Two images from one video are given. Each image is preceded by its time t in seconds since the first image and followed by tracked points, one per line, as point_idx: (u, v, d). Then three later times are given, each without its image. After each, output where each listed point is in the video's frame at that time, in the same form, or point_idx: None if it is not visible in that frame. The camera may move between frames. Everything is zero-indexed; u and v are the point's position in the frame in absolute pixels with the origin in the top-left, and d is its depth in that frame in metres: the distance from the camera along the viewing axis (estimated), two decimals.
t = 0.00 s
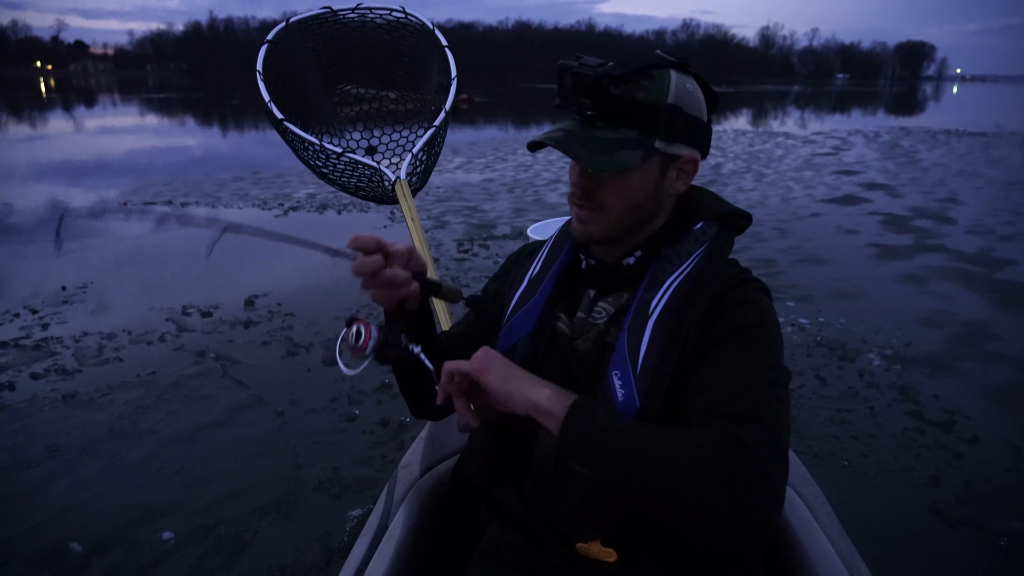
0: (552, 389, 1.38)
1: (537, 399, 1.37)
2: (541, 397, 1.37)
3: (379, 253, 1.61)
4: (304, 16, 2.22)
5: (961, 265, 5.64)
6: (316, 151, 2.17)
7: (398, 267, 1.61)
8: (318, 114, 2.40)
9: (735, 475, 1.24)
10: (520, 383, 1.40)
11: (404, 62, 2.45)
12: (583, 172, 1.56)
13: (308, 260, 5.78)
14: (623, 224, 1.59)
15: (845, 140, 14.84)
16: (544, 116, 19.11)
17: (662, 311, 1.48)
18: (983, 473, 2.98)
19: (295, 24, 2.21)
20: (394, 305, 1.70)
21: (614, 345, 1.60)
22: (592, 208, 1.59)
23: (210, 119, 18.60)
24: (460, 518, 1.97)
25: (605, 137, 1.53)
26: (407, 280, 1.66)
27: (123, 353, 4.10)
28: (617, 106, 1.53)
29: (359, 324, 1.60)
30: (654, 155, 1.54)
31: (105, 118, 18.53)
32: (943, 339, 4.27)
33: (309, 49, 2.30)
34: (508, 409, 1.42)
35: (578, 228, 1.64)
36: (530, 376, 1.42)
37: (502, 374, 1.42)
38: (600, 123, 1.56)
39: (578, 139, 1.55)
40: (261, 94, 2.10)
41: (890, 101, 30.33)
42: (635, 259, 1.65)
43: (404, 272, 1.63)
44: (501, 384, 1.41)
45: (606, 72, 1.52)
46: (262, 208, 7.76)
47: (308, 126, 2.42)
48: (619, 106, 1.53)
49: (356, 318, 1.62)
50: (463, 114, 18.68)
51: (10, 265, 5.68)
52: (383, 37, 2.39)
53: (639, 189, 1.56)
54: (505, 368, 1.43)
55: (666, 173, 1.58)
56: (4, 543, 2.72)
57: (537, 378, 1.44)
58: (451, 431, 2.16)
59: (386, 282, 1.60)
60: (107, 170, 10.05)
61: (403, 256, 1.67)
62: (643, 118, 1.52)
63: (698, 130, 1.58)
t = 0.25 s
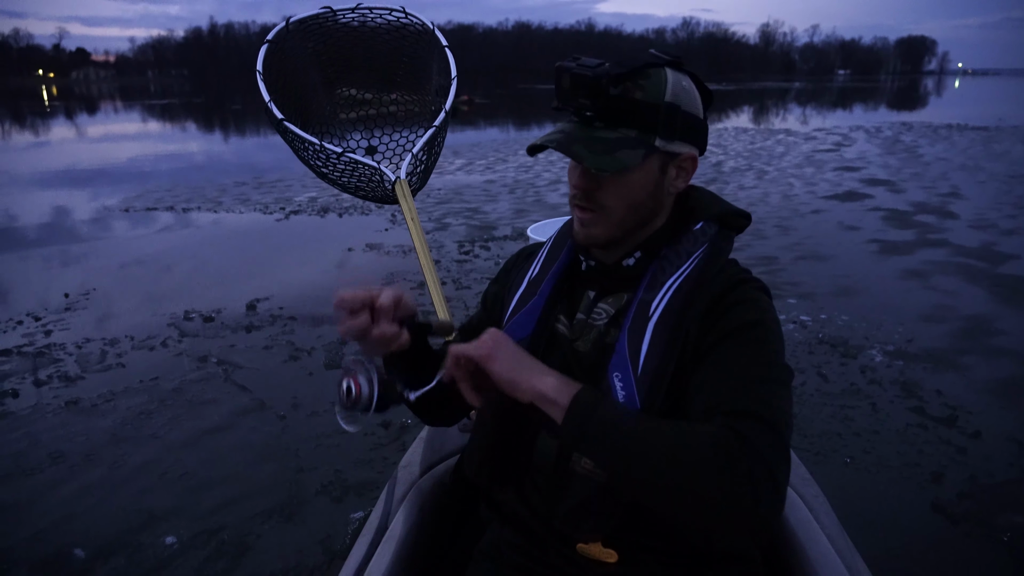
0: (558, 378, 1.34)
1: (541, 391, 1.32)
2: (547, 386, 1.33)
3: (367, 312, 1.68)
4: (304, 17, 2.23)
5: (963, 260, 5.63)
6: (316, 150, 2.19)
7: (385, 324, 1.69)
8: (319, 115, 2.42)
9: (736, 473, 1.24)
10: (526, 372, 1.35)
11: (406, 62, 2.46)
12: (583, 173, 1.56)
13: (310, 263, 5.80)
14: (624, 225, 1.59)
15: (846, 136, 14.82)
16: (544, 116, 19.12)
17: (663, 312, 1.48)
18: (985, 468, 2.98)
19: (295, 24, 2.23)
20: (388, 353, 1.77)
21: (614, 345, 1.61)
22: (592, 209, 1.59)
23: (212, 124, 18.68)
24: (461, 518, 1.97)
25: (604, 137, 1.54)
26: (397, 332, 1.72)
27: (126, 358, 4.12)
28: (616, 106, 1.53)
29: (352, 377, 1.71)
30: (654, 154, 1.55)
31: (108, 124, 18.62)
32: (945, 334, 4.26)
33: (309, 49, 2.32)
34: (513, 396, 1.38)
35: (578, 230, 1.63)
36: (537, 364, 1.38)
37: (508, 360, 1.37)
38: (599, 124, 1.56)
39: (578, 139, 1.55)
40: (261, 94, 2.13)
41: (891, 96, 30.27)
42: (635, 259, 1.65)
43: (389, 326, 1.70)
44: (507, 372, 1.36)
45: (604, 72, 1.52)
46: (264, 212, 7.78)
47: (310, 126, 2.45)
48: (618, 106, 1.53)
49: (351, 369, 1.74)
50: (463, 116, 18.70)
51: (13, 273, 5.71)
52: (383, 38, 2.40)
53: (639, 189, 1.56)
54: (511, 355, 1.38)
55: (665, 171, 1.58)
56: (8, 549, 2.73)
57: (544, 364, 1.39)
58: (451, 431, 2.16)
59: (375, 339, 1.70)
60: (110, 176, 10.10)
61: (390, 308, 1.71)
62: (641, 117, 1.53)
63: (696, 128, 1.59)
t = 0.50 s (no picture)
0: (514, 439, 1.38)
1: (505, 455, 1.37)
2: (507, 450, 1.38)
3: (360, 349, 1.72)
4: (304, 17, 2.22)
5: (963, 260, 5.63)
6: (316, 151, 2.19)
7: (379, 357, 1.73)
8: (319, 116, 2.46)
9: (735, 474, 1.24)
10: (483, 441, 1.38)
11: (407, 61, 2.45)
12: (584, 175, 1.57)
13: (310, 263, 5.80)
14: (626, 226, 1.60)
15: (847, 136, 14.80)
16: (543, 116, 19.12)
17: (664, 314, 1.48)
18: (985, 467, 2.98)
19: (295, 24, 2.21)
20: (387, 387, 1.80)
21: (615, 347, 1.61)
22: (594, 210, 1.59)
23: (212, 124, 18.69)
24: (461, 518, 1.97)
25: (605, 138, 1.54)
26: (392, 362, 1.75)
27: (126, 358, 4.12)
28: (616, 107, 1.54)
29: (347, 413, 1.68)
30: (656, 154, 1.55)
31: (108, 125, 18.62)
32: (945, 333, 4.26)
33: (309, 49, 2.32)
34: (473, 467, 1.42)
35: (581, 231, 1.64)
36: (486, 428, 1.41)
37: (460, 435, 1.39)
38: (601, 125, 1.56)
39: (579, 140, 1.56)
40: (261, 94, 2.12)
41: (892, 96, 30.23)
42: (636, 261, 1.65)
43: (383, 358, 1.74)
44: (463, 449, 1.39)
45: (604, 73, 1.53)
46: (264, 212, 7.78)
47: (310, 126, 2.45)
48: (618, 107, 1.54)
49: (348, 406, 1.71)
50: (463, 116, 18.69)
51: (13, 273, 5.71)
52: (383, 38, 2.39)
53: (640, 190, 1.57)
54: (460, 429, 1.40)
55: (667, 171, 1.58)
56: (9, 548, 2.74)
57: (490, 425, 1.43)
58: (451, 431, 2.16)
59: (372, 374, 1.72)
60: (110, 177, 10.10)
61: (381, 341, 1.75)
62: (642, 118, 1.53)
63: (698, 127, 1.58)
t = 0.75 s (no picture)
0: (523, 459, 1.37)
1: (514, 477, 1.35)
2: (516, 473, 1.36)
3: (333, 387, 1.67)
4: (303, 16, 2.22)
5: (962, 264, 5.64)
6: (316, 150, 2.19)
7: (354, 390, 1.67)
8: (319, 115, 2.46)
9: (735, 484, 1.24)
10: (492, 465, 1.38)
11: (407, 61, 2.45)
12: (592, 172, 1.55)
13: (309, 260, 5.79)
14: (632, 224, 1.59)
15: (846, 139, 14.83)
16: (543, 115, 19.11)
17: (664, 317, 1.47)
18: (983, 470, 2.99)
19: (295, 24, 2.21)
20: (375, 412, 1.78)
21: (615, 349, 1.61)
22: (600, 208, 1.58)
23: (211, 120, 18.66)
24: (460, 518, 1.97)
25: (614, 134, 1.53)
26: (368, 392, 1.70)
27: (124, 353, 4.11)
28: (623, 104, 1.53)
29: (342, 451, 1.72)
30: (661, 152, 1.54)
31: (106, 120, 18.57)
32: (944, 337, 4.26)
33: (309, 49, 2.31)
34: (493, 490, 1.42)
35: (586, 229, 1.63)
36: (497, 450, 1.41)
37: (471, 463, 1.41)
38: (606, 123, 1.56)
39: (585, 139, 1.55)
40: (261, 94, 2.12)
41: (891, 99, 30.28)
42: (636, 262, 1.63)
43: (359, 390, 1.68)
44: (474, 475, 1.40)
45: (610, 71, 1.53)
46: (263, 209, 7.77)
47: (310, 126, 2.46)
48: (625, 104, 1.53)
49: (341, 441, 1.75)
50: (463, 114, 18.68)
51: (11, 267, 5.69)
52: (383, 38, 2.38)
53: (647, 187, 1.56)
54: (470, 454, 1.42)
55: (673, 169, 1.58)
56: (6, 542, 2.73)
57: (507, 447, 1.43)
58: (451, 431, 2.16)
59: (351, 410, 1.67)
60: (109, 171, 10.08)
61: (353, 374, 1.70)
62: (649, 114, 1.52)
63: (700, 125, 1.59)
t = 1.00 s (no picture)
0: (539, 433, 1.34)
1: (526, 451, 1.33)
2: (529, 446, 1.34)
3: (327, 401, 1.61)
4: (303, 16, 2.21)
5: (960, 268, 5.65)
6: (316, 151, 2.18)
7: (350, 405, 1.62)
8: (319, 114, 2.46)
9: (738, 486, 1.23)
10: (505, 437, 1.36)
11: (406, 61, 2.45)
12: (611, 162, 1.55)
13: (307, 257, 5.78)
14: (650, 214, 1.61)
15: (844, 142, 14.86)
16: (543, 115, 19.11)
17: (664, 317, 1.47)
18: (980, 473, 3.00)
19: (295, 24, 2.20)
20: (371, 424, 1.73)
21: (615, 349, 1.60)
22: (620, 199, 1.58)
23: (209, 116, 18.62)
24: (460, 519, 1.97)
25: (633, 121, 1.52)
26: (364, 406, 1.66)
27: (122, 348, 4.10)
28: (635, 95, 1.54)
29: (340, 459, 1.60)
30: (674, 142, 1.57)
31: (104, 114, 18.53)
32: (942, 341, 4.28)
33: (309, 49, 2.31)
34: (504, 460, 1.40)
35: (601, 224, 1.61)
36: (514, 421, 1.38)
37: (485, 430, 1.38)
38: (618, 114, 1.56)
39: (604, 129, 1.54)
40: (261, 94, 2.11)
41: (891, 103, 30.34)
42: (637, 260, 1.64)
43: (354, 405, 1.63)
44: (487, 444, 1.37)
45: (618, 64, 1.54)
46: (262, 205, 7.75)
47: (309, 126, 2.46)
48: (638, 95, 1.54)
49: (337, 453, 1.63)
50: (463, 113, 18.67)
51: (9, 260, 5.67)
52: (382, 37, 2.38)
53: (663, 177, 1.58)
54: (487, 422, 1.39)
55: (682, 160, 1.61)
56: (4, 536, 2.72)
57: (524, 418, 1.40)
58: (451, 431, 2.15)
59: (346, 424, 1.61)
60: (107, 166, 10.04)
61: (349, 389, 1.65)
62: (663, 103, 1.55)
63: (695, 122, 1.65)
